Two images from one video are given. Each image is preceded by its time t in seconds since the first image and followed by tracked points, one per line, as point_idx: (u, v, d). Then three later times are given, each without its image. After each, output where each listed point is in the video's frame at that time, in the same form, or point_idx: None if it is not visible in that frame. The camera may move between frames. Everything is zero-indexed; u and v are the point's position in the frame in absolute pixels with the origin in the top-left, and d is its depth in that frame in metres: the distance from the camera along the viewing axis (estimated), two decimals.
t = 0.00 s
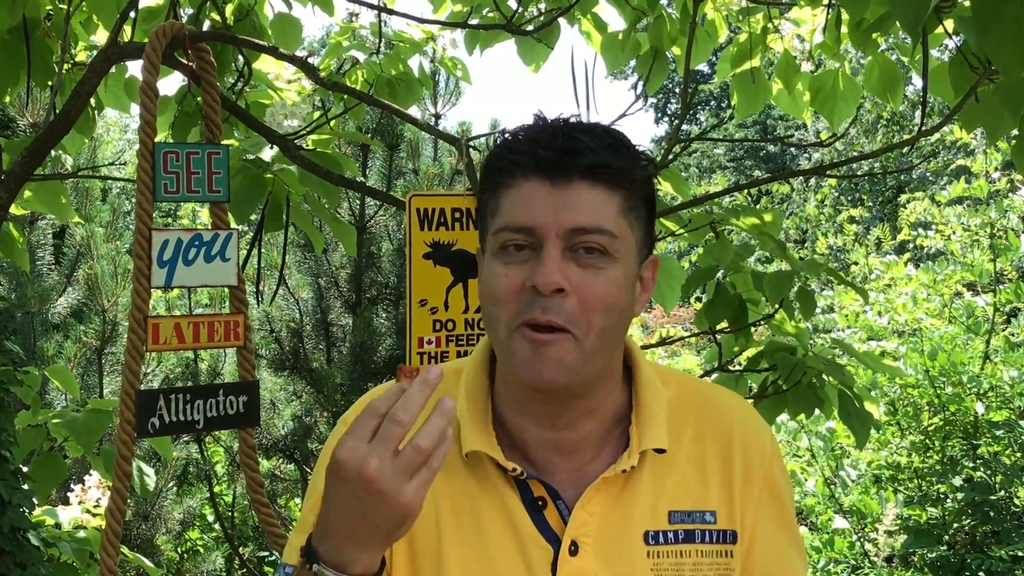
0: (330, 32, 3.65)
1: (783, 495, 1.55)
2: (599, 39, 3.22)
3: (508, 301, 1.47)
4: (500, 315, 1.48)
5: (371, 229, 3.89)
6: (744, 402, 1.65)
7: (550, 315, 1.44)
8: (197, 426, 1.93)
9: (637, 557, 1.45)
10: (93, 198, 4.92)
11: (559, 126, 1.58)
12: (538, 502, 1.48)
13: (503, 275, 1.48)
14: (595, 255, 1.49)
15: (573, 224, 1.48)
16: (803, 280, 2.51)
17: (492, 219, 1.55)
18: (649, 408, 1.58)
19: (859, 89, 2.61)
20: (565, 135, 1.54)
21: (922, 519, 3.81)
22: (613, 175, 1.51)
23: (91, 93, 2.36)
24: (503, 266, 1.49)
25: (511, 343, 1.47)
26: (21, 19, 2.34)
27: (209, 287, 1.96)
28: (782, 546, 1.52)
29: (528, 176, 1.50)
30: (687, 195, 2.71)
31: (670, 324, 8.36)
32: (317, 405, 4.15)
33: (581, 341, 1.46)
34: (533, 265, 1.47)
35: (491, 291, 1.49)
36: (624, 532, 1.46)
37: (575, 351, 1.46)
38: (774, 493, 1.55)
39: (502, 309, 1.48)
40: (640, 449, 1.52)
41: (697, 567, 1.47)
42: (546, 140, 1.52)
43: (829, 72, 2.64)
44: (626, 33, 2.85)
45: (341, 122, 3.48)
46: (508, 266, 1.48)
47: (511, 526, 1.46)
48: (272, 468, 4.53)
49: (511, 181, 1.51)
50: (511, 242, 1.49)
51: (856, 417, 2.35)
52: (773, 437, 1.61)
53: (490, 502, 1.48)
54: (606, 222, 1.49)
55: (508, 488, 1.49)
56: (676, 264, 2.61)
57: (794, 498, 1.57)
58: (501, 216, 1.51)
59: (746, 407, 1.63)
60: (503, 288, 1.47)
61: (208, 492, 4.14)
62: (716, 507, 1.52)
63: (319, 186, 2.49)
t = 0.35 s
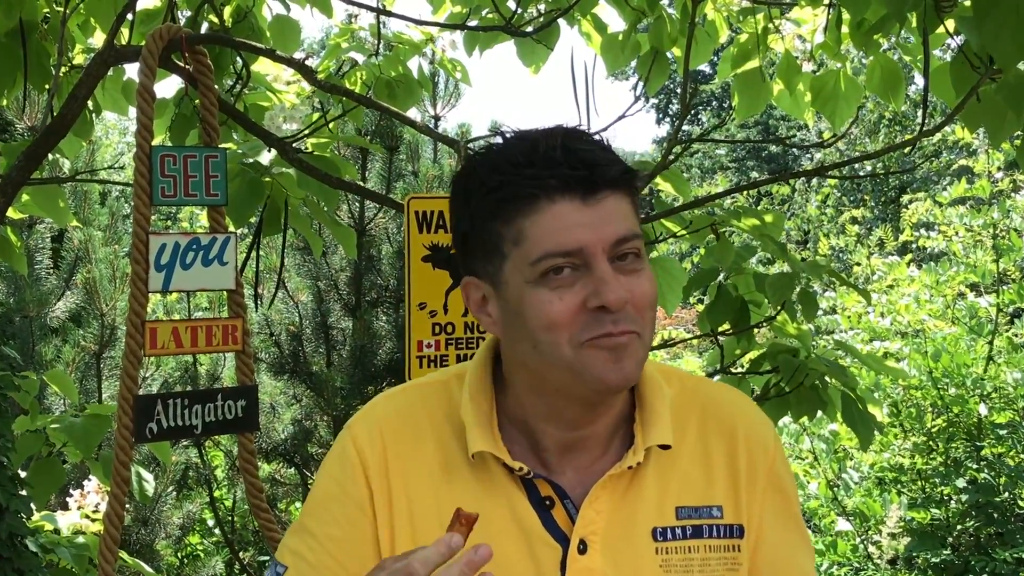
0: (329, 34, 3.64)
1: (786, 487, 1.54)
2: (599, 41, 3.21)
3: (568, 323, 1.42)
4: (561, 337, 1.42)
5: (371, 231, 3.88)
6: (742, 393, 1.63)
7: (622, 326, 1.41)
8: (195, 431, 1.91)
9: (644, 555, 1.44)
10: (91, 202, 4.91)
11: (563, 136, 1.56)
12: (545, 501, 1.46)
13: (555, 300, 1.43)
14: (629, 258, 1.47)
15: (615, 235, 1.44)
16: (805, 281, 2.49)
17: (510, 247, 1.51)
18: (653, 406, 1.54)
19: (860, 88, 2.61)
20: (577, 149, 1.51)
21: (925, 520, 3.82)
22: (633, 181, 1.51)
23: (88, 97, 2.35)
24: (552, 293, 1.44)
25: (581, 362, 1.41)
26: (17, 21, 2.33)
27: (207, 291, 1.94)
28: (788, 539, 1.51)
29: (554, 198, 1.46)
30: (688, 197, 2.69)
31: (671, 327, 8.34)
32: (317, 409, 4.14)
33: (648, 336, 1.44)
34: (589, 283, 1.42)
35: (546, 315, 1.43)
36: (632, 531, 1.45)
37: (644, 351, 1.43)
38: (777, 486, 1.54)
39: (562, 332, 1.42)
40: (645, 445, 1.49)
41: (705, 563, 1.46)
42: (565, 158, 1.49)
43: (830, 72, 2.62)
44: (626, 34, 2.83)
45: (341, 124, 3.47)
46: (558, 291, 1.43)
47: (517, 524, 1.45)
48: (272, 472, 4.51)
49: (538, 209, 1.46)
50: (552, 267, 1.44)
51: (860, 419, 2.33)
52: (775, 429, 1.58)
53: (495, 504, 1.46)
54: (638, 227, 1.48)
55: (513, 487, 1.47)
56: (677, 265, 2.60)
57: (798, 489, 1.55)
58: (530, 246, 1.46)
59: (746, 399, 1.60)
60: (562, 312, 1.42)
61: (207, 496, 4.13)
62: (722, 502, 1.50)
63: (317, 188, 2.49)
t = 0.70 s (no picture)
0: (331, 35, 3.65)
1: (793, 477, 1.54)
2: (600, 40, 3.21)
3: (532, 323, 1.44)
4: (527, 337, 1.44)
5: (373, 232, 3.88)
6: (746, 387, 1.64)
7: (583, 336, 1.42)
8: (197, 431, 1.92)
9: (651, 540, 1.43)
10: (94, 203, 4.93)
11: (563, 138, 1.52)
12: (553, 490, 1.46)
13: (525, 298, 1.44)
14: (612, 269, 1.46)
15: (593, 240, 1.44)
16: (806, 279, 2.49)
17: (499, 236, 1.51)
18: (657, 397, 1.55)
19: (861, 87, 2.61)
20: (573, 155, 1.47)
21: (928, 518, 3.85)
22: (627, 194, 1.47)
23: (90, 97, 2.35)
24: (523, 288, 1.45)
25: (541, 364, 1.44)
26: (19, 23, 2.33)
27: (209, 292, 1.95)
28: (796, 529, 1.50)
29: (538, 199, 1.45)
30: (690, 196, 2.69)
31: (673, 326, 8.35)
32: (320, 408, 4.15)
33: (613, 352, 1.44)
34: (557, 287, 1.43)
35: (513, 313, 1.45)
36: (639, 517, 1.44)
37: (607, 366, 1.44)
38: (783, 476, 1.54)
39: (526, 330, 1.44)
40: (650, 432, 1.50)
41: (712, 549, 1.45)
42: (556, 164, 1.45)
43: (831, 71, 2.62)
44: (627, 33, 2.83)
45: (343, 124, 3.47)
46: (529, 289, 1.45)
47: (526, 512, 1.44)
48: (276, 471, 4.52)
49: (523, 207, 1.46)
50: (528, 264, 1.45)
51: (862, 416, 2.33)
52: (779, 421, 1.59)
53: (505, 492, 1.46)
54: (622, 236, 1.45)
55: (522, 476, 1.47)
56: (678, 265, 2.60)
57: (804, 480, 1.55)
58: (512, 240, 1.47)
59: (750, 391, 1.61)
60: (527, 312, 1.44)
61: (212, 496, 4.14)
62: (728, 490, 1.51)
63: (319, 187, 2.46)
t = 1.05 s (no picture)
0: (335, 38, 3.68)
1: (792, 477, 1.55)
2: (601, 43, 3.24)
3: (512, 311, 1.48)
4: (508, 324, 1.48)
5: (377, 233, 3.90)
6: (749, 389, 1.66)
7: (560, 326, 1.45)
8: (204, 432, 1.95)
9: (648, 537, 1.45)
10: (101, 206, 4.97)
11: (557, 139, 1.56)
12: (554, 486, 1.49)
13: (507, 288, 1.49)
14: (597, 267, 1.49)
15: (576, 236, 1.47)
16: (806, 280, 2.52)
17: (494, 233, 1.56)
18: (656, 394, 1.58)
19: (860, 89, 2.63)
20: (561, 154, 1.51)
21: (929, 516, 3.85)
22: (608, 193, 1.49)
23: (97, 102, 2.38)
24: (507, 279, 1.49)
25: (519, 350, 1.47)
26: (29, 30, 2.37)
27: (214, 294, 1.98)
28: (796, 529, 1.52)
29: (526, 196, 1.49)
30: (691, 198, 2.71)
31: (676, 327, 8.37)
32: (326, 409, 4.19)
33: (593, 343, 1.46)
34: (538, 280, 1.47)
35: (496, 302, 1.49)
36: (637, 513, 1.46)
37: (585, 356, 1.46)
38: (783, 476, 1.55)
39: (507, 317, 1.48)
40: (647, 431, 1.53)
41: (709, 547, 1.47)
42: (541, 161, 1.50)
43: (831, 73, 2.64)
44: (628, 37, 2.86)
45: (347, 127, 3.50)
46: (512, 281, 1.49)
47: (528, 510, 1.47)
48: (282, 471, 4.55)
49: (510, 203, 1.51)
50: (514, 258, 1.50)
51: (861, 415, 2.35)
52: (780, 422, 1.61)
53: (508, 485, 1.49)
54: (606, 234, 1.48)
55: (525, 473, 1.49)
56: (679, 266, 2.63)
57: (804, 482, 1.57)
58: (501, 233, 1.51)
59: (751, 393, 1.63)
60: (508, 300, 1.48)
61: (219, 495, 4.18)
62: (727, 488, 1.53)
63: (323, 190, 2.51)
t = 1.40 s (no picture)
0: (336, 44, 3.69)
1: (780, 466, 1.57)
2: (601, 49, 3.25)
3: (536, 315, 1.45)
4: (531, 329, 1.46)
5: (379, 239, 3.92)
6: (732, 381, 1.67)
7: (586, 323, 1.43)
8: (205, 438, 1.95)
9: (642, 533, 1.46)
10: (104, 213, 4.99)
11: (552, 142, 1.58)
12: (548, 485, 1.48)
13: (526, 291, 1.47)
14: (607, 260, 1.50)
15: (588, 231, 1.48)
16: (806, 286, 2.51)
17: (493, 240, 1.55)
18: (644, 391, 1.58)
19: (859, 93, 2.63)
20: (560, 154, 1.53)
21: (930, 519, 3.86)
22: (613, 185, 1.54)
23: (98, 110, 2.40)
24: (524, 282, 1.48)
25: (546, 355, 1.44)
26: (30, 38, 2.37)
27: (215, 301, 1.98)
28: (784, 516, 1.54)
29: (532, 195, 1.50)
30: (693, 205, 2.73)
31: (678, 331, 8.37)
32: (328, 414, 4.20)
33: (613, 340, 1.46)
34: (556, 277, 1.46)
35: (513, 307, 1.47)
36: (629, 509, 1.47)
37: (609, 354, 1.45)
38: (771, 466, 1.57)
39: (529, 322, 1.46)
40: (638, 426, 1.53)
41: (702, 540, 1.48)
42: (545, 161, 1.52)
43: (830, 77, 2.64)
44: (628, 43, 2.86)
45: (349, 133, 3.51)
46: (529, 282, 1.47)
47: (522, 509, 1.47)
48: (285, 477, 4.56)
49: (518, 204, 1.50)
50: (526, 260, 1.49)
51: (860, 420, 2.35)
52: (764, 412, 1.63)
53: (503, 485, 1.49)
54: (614, 227, 1.51)
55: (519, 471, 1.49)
56: (681, 272, 2.64)
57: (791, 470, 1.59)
58: (510, 238, 1.51)
59: (736, 386, 1.65)
60: (531, 304, 1.46)
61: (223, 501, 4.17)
62: (716, 481, 1.54)
63: (324, 196, 2.55)
